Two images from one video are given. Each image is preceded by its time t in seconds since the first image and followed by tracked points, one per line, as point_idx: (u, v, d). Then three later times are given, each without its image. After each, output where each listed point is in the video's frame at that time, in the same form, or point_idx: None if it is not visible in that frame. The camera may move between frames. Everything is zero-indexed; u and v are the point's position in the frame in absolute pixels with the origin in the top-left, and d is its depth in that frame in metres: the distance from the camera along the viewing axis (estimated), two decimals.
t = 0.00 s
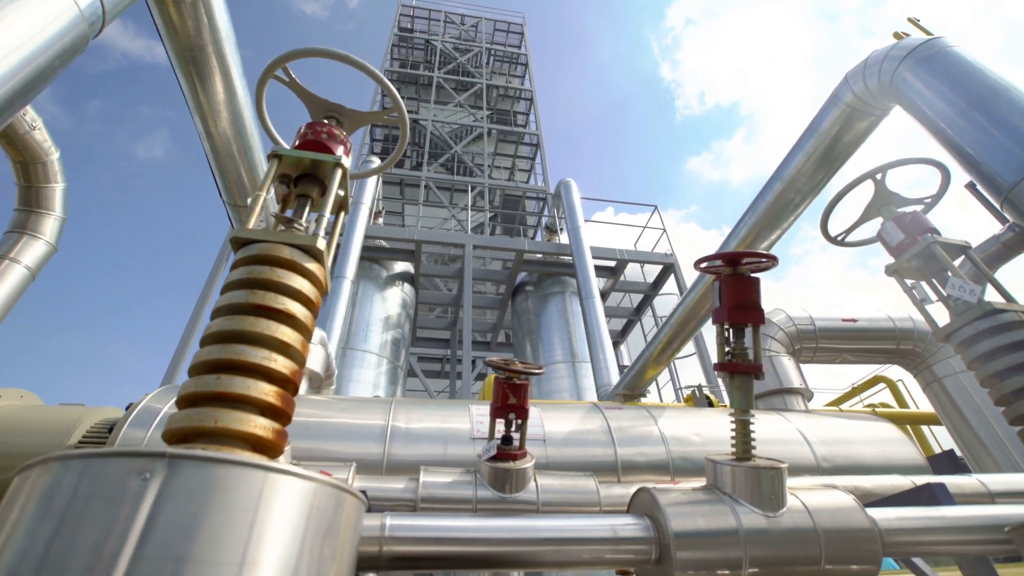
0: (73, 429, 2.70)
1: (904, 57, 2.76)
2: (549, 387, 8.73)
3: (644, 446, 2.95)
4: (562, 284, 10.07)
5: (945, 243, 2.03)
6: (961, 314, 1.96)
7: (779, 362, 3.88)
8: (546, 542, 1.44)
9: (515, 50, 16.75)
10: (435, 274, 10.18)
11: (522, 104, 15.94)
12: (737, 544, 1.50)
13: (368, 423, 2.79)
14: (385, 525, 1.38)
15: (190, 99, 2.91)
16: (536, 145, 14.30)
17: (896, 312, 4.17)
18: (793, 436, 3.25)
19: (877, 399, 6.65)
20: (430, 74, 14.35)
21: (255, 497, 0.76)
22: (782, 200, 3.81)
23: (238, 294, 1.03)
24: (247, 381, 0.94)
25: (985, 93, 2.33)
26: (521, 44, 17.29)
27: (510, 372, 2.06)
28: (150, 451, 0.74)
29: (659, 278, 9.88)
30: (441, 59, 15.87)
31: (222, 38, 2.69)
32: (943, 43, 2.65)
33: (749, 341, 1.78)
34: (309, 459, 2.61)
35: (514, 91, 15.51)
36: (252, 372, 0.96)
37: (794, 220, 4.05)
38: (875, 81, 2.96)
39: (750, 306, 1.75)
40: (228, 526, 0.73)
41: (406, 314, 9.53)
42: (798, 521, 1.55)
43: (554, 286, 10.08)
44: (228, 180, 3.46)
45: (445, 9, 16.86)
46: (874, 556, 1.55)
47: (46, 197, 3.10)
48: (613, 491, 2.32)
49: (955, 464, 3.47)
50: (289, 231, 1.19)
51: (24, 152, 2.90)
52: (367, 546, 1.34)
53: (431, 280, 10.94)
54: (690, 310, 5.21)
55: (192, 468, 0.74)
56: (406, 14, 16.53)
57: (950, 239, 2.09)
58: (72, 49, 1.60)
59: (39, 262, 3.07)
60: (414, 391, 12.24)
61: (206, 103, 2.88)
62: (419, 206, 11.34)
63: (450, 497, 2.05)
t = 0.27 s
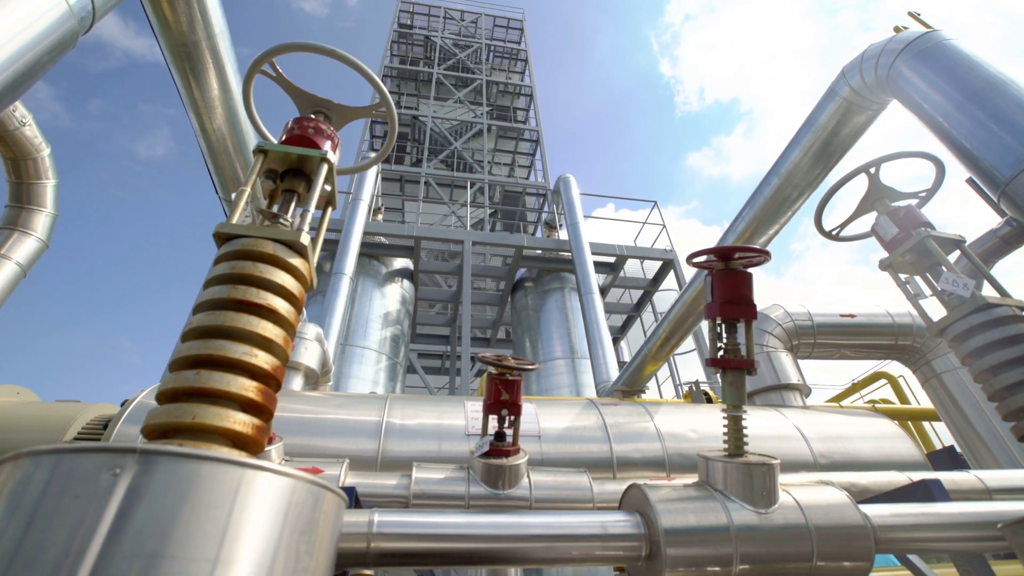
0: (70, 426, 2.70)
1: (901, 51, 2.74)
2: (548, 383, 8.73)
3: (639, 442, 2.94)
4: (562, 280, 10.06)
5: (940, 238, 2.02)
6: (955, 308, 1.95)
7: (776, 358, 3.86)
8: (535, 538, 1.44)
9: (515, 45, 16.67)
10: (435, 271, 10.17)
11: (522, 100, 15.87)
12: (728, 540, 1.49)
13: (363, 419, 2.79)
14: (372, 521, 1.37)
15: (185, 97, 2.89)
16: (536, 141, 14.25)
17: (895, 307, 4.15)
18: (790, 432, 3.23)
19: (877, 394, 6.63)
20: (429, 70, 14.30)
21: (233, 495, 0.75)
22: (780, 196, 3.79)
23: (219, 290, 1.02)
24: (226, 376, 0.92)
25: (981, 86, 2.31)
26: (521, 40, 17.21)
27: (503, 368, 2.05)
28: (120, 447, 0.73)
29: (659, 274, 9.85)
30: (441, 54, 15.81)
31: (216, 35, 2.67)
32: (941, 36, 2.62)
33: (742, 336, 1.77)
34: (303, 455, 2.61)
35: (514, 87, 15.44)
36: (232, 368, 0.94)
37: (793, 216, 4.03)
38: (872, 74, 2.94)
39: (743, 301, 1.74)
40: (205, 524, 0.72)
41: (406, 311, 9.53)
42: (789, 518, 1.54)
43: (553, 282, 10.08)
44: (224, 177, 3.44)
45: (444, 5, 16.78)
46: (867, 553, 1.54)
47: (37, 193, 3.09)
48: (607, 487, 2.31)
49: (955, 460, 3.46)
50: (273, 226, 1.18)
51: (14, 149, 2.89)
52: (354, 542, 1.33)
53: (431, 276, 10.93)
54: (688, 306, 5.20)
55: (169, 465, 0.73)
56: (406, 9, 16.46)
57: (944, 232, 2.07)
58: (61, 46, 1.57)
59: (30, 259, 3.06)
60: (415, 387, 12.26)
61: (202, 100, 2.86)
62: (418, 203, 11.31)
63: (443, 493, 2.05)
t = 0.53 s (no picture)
0: (68, 426, 2.71)
1: (900, 48, 2.72)
2: (549, 383, 8.72)
3: (637, 442, 2.93)
4: (562, 279, 10.06)
5: (937, 236, 2.01)
6: (953, 307, 1.93)
7: (776, 357, 3.84)
8: (527, 539, 1.43)
9: (516, 45, 16.67)
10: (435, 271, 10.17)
11: (522, 100, 15.87)
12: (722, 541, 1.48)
13: (360, 419, 2.79)
14: (364, 521, 1.37)
15: (182, 97, 2.88)
16: (536, 141, 14.25)
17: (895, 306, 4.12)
18: (789, 432, 3.22)
19: (880, 394, 6.59)
20: (430, 71, 14.30)
21: (215, 496, 0.75)
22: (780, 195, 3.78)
23: (204, 289, 1.01)
24: (210, 375, 0.91)
25: (980, 83, 2.29)
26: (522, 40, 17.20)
27: (498, 368, 2.05)
28: (99, 446, 0.72)
29: (660, 274, 9.82)
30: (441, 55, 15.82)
31: (212, 35, 2.67)
32: (940, 33, 2.61)
33: (737, 336, 1.76)
34: (299, 455, 2.61)
35: (515, 87, 15.43)
36: (218, 368, 0.94)
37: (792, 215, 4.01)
38: (871, 72, 2.92)
39: (738, 300, 1.73)
40: (186, 526, 0.72)
41: (406, 311, 9.54)
42: (784, 519, 1.53)
43: (554, 282, 10.07)
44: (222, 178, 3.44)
45: (445, 6, 16.80)
46: (863, 554, 1.52)
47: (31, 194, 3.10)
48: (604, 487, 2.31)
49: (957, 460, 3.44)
50: (262, 225, 1.17)
51: (8, 150, 2.90)
52: (345, 542, 1.33)
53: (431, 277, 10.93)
54: (687, 305, 5.20)
55: (149, 466, 0.72)
56: (407, 10, 16.47)
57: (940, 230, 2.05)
58: (54, 48, 1.57)
59: (25, 259, 3.07)
60: (416, 388, 12.26)
61: (198, 100, 2.86)
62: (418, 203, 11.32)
63: (438, 493, 2.04)
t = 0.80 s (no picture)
0: (71, 425, 2.73)
1: (904, 42, 2.69)
2: (553, 382, 8.71)
3: (638, 442, 2.91)
4: (566, 279, 10.04)
5: (938, 232, 1.97)
6: (954, 304, 1.91)
7: (779, 356, 3.81)
8: (521, 538, 1.43)
9: (520, 45, 16.64)
10: (439, 271, 10.18)
11: (526, 99, 15.85)
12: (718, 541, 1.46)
13: (360, 419, 2.79)
14: (358, 520, 1.37)
15: (183, 99, 2.90)
16: (540, 140, 14.22)
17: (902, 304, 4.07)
18: (792, 431, 3.19)
19: (887, 394, 6.51)
20: (434, 71, 14.31)
21: (198, 495, 0.75)
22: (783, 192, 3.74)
23: (193, 289, 1.01)
24: (196, 374, 0.91)
25: (985, 77, 2.25)
26: (526, 39, 17.17)
27: (495, 367, 2.05)
28: (78, 444, 0.72)
29: (664, 272, 9.77)
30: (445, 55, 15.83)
31: (212, 38, 2.68)
32: (944, 26, 2.57)
33: (735, 334, 1.75)
34: (299, 455, 2.62)
35: (519, 87, 15.40)
36: (205, 367, 0.93)
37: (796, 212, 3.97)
38: (875, 67, 2.89)
39: (736, 298, 1.72)
40: (169, 525, 0.71)
41: (410, 311, 9.56)
42: (782, 519, 1.51)
43: (557, 282, 10.06)
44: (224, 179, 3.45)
45: (449, 6, 16.80)
46: (862, 554, 1.50)
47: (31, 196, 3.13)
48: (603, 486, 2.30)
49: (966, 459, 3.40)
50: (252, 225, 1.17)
51: (7, 152, 2.92)
52: (338, 541, 1.33)
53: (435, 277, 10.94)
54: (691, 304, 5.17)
55: (132, 465, 0.72)
56: (410, 11, 16.49)
57: (942, 226, 2.02)
58: (51, 50, 1.58)
59: (25, 260, 3.11)
60: (420, 387, 12.28)
61: (199, 102, 2.87)
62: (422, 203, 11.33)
63: (435, 492, 2.04)
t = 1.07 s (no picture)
0: (76, 426, 2.76)
1: (907, 35, 2.64)
2: (558, 382, 8.69)
3: (640, 441, 2.90)
4: (571, 278, 10.02)
5: (939, 227, 1.94)
6: (957, 300, 1.88)
7: (784, 354, 3.77)
8: (516, 538, 1.42)
9: (524, 44, 16.60)
10: (444, 271, 10.19)
11: (531, 98, 15.81)
12: (716, 541, 1.45)
13: (362, 419, 2.80)
14: (352, 519, 1.37)
15: (184, 102, 2.92)
16: (545, 139, 14.19)
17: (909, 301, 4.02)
18: (797, 429, 3.16)
19: (896, 392, 6.43)
20: (438, 71, 14.32)
21: (182, 496, 0.75)
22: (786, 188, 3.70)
23: (182, 289, 1.02)
24: (183, 374, 0.91)
25: (990, 69, 2.21)
26: (530, 39, 17.14)
27: (493, 367, 2.04)
28: (58, 445, 0.72)
29: (670, 271, 9.72)
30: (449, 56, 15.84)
31: (211, 41, 2.70)
32: (949, 19, 2.52)
33: (733, 331, 1.73)
34: (301, 455, 2.63)
35: (523, 86, 15.37)
36: (193, 367, 0.94)
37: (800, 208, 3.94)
38: (878, 61, 2.85)
39: (734, 295, 1.70)
40: (152, 525, 0.72)
41: (415, 311, 9.58)
42: (781, 518, 1.49)
43: (562, 281, 10.04)
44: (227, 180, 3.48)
45: (453, 6, 16.81)
46: (863, 554, 1.48)
47: (30, 200, 3.16)
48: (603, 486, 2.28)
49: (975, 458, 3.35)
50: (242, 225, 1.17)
51: (7, 156, 2.95)
52: (333, 541, 1.33)
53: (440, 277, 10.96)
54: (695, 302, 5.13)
55: (116, 465, 0.72)
56: (414, 11, 16.51)
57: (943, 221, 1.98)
58: (48, 54, 1.59)
59: (25, 263, 3.14)
60: (426, 387, 12.31)
61: (199, 104, 2.90)
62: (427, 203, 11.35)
63: (434, 492, 2.04)
